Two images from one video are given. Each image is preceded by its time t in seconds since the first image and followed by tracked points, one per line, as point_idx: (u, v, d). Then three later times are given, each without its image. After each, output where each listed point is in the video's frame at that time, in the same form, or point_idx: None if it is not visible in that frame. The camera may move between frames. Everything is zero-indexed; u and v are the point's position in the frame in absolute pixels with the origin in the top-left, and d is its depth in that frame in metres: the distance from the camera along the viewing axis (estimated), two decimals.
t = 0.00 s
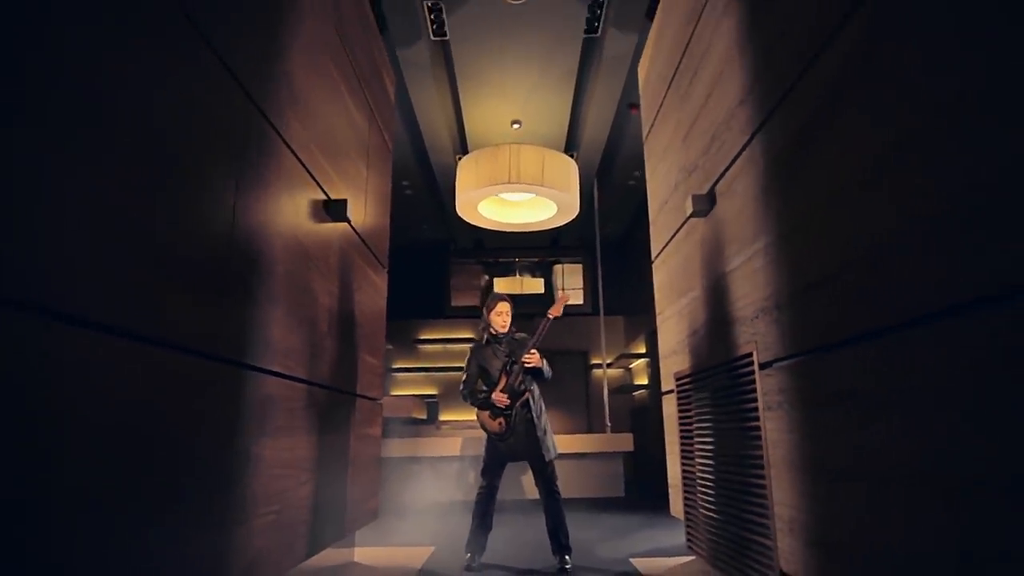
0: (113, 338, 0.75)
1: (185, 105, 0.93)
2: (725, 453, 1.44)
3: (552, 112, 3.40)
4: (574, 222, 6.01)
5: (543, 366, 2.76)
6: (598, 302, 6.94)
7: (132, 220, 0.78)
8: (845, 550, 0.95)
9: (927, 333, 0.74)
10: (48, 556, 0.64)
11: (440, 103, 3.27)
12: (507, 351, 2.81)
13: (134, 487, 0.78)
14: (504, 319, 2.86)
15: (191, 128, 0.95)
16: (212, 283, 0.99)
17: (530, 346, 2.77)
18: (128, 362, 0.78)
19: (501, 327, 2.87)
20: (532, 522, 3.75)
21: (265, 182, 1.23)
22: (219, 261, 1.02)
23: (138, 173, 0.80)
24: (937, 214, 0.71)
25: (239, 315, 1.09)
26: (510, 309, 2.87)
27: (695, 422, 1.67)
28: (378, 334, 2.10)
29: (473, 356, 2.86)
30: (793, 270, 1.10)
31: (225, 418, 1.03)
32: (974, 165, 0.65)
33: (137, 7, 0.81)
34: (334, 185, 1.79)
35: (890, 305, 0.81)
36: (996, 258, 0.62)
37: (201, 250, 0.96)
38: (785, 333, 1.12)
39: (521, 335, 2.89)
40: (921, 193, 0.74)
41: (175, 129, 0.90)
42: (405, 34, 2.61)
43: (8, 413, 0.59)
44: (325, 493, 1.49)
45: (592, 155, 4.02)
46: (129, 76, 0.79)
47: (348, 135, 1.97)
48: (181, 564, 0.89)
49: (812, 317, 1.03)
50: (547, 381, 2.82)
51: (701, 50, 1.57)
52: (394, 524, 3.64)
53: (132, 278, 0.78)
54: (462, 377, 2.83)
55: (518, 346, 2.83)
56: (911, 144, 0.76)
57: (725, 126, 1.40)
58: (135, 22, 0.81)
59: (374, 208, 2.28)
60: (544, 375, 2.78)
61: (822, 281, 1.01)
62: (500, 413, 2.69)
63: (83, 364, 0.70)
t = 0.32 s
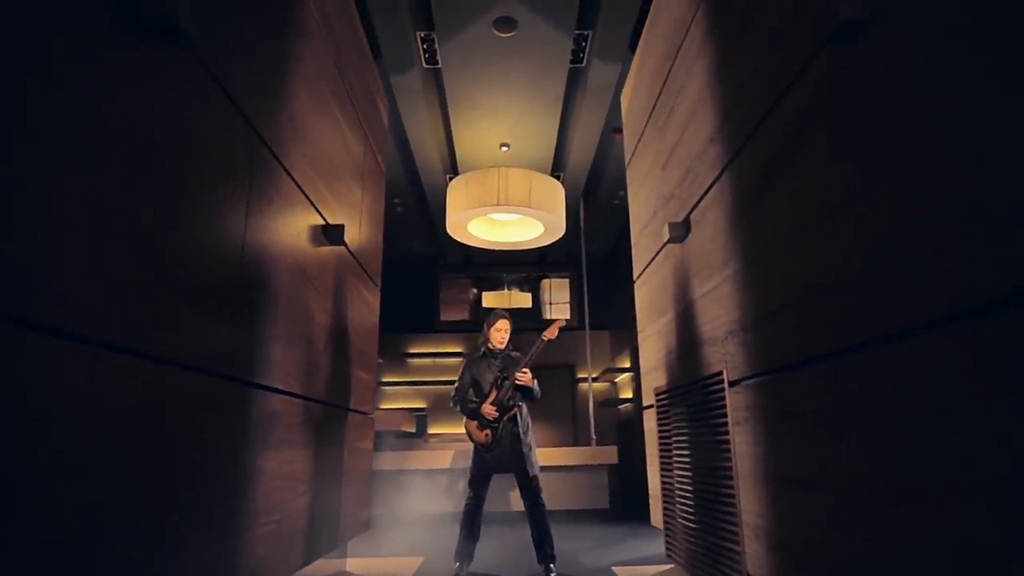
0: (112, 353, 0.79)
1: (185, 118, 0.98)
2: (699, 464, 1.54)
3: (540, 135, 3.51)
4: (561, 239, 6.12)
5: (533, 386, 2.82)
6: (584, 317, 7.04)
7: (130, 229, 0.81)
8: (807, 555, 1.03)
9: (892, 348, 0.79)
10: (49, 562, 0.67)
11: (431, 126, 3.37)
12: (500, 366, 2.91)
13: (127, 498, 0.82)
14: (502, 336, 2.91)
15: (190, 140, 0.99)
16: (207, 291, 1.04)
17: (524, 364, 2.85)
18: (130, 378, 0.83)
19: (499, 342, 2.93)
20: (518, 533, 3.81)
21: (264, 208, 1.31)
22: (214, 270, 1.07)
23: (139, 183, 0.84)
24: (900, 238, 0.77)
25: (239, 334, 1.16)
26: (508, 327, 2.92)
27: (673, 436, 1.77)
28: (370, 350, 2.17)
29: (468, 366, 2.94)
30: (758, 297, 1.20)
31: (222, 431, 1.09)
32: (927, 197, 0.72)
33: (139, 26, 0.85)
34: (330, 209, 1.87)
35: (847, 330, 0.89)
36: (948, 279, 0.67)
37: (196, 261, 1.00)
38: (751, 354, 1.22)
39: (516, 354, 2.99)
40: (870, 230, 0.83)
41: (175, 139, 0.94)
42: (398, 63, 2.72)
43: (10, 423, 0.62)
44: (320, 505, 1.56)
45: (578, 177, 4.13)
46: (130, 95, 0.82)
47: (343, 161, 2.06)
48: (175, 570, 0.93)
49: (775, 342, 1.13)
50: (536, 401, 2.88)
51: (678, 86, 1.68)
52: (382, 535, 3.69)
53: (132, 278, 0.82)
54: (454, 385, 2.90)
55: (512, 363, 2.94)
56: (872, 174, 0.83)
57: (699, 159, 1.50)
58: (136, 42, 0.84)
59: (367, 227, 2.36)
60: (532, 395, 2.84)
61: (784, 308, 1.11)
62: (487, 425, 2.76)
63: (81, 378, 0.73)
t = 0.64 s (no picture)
0: (112, 365, 0.82)
1: (185, 126, 1.01)
2: (676, 472, 1.64)
3: (529, 155, 3.61)
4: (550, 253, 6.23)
5: (526, 400, 2.92)
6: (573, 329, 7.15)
7: (125, 236, 0.83)
8: (769, 564, 1.13)
9: (856, 363, 0.86)
10: (62, 561, 0.71)
11: (424, 145, 3.47)
12: (496, 377, 3.00)
13: (123, 505, 0.84)
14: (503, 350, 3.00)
15: (193, 158, 1.04)
16: (202, 289, 1.07)
17: (519, 378, 2.94)
18: (130, 390, 0.86)
19: (498, 356, 3.01)
20: (506, 540, 3.89)
21: (267, 231, 1.40)
22: (210, 271, 1.10)
23: (136, 182, 0.86)
24: (859, 266, 0.85)
25: (242, 349, 1.25)
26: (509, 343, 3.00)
27: (653, 445, 1.87)
28: (365, 361, 2.26)
29: (466, 374, 3.03)
30: (729, 317, 1.31)
31: (224, 441, 1.16)
32: (900, 221, 0.76)
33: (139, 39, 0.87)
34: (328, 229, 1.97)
35: (809, 349, 0.99)
36: (916, 294, 0.73)
37: (192, 261, 1.03)
38: (722, 371, 1.33)
39: (513, 369, 3.07)
40: (829, 263, 0.93)
41: (174, 143, 0.97)
42: (393, 85, 2.82)
43: (14, 431, 0.64)
44: (317, 512, 1.64)
45: (566, 195, 4.25)
46: (132, 110, 0.85)
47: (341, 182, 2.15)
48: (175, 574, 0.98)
49: (743, 358, 1.24)
50: (527, 416, 2.96)
51: (658, 116, 1.79)
52: (373, 542, 3.76)
53: (131, 279, 0.85)
54: (449, 390, 2.99)
55: (508, 376, 3.02)
56: (834, 205, 0.91)
57: (678, 186, 1.61)
58: (139, 58, 0.87)
59: (362, 241, 2.44)
60: (523, 409, 2.92)
61: (751, 328, 1.21)
62: (477, 433, 2.84)
63: (83, 387, 0.76)
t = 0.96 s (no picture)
0: (112, 376, 0.84)
1: (184, 146, 1.05)
2: (656, 480, 1.73)
3: (520, 172, 3.71)
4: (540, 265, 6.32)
5: (516, 411, 3.00)
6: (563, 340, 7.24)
7: (132, 240, 0.88)
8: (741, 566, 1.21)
9: (824, 377, 0.94)
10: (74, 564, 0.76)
11: (418, 163, 3.57)
12: (487, 389, 3.09)
13: (124, 513, 0.87)
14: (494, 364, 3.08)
15: (193, 178, 1.08)
16: (201, 295, 1.11)
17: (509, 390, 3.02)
18: (130, 402, 0.89)
19: (489, 368, 3.09)
20: (495, 547, 3.96)
21: (268, 252, 1.48)
22: (208, 277, 1.13)
23: (135, 186, 0.89)
24: (824, 292, 0.93)
25: (243, 363, 1.31)
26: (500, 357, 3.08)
27: (636, 455, 1.95)
28: (359, 373, 2.33)
29: (459, 386, 3.12)
30: (704, 335, 1.40)
31: (224, 452, 1.21)
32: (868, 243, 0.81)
33: (141, 63, 0.91)
34: (326, 247, 2.05)
35: (777, 367, 1.08)
36: (889, 310, 0.78)
37: (191, 265, 1.06)
38: (698, 386, 1.42)
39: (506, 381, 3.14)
40: (794, 290, 1.02)
41: (174, 163, 1.01)
42: (389, 107, 2.92)
43: (17, 446, 0.66)
44: (316, 521, 1.72)
45: (555, 210, 4.35)
46: (135, 135, 0.89)
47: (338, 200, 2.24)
48: None
49: (716, 374, 1.34)
50: (517, 426, 3.04)
51: (641, 142, 1.89)
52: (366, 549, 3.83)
53: (134, 286, 0.88)
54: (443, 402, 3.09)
55: (499, 388, 3.10)
56: (802, 234, 1.00)
57: (658, 210, 1.71)
58: (141, 80, 0.91)
59: (357, 256, 2.51)
60: (513, 420, 3.01)
61: (724, 347, 1.31)
62: (468, 443, 2.94)
63: (91, 392, 0.80)
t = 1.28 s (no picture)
0: (111, 384, 0.89)
1: (184, 165, 1.11)
2: (639, 485, 1.82)
3: (512, 188, 3.81)
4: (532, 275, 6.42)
5: (505, 418, 3.09)
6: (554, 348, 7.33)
7: (132, 239, 0.93)
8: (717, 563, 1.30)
9: (788, 391, 1.04)
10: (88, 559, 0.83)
11: (414, 178, 3.67)
12: (477, 398, 3.17)
13: (129, 514, 0.93)
14: (482, 374, 3.17)
15: (194, 199, 1.15)
16: (201, 309, 1.17)
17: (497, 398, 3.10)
18: (130, 410, 0.93)
19: (477, 378, 3.19)
20: (487, 552, 4.04)
21: (270, 270, 1.57)
22: (209, 291, 1.20)
23: (139, 204, 0.95)
24: (789, 312, 1.03)
25: (247, 374, 1.39)
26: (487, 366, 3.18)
27: (621, 461, 2.04)
28: (356, 381, 2.41)
29: (450, 397, 3.21)
30: (681, 350, 1.51)
31: (224, 458, 1.28)
32: (826, 269, 0.91)
33: (146, 89, 0.97)
34: (325, 262, 2.15)
35: (747, 381, 1.18)
36: (844, 327, 0.86)
37: (190, 280, 1.12)
38: (676, 397, 1.52)
39: (494, 390, 3.24)
40: (765, 311, 1.12)
41: (174, 184, 1.07)
42: (385, 125, 3.01)
43: (16, 449, 0.70)
44: (316, 525, 1.82)
45: (547, 223, 4.45)
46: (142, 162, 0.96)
47: (337, 216, 2.34)
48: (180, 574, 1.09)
49: (692, 386, 1.44)
50: (507, 433, 3.14)
51: (626, 165, 2.00)
52: (360, 554, 3.90)
53: (135, 293, 0.93)
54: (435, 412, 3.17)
55: (488, 397, 3.19)
56: (770, 260, 1.10)
57: (641, 231, 1.82)
58: (144, 104, 0.97)
59: (354, 269, 2.60)
60: (503, 426, 3.11)
61: (700, 361, 1.41)
62: (459, 450, 3.01)
63: (95, 396, 0.84)
